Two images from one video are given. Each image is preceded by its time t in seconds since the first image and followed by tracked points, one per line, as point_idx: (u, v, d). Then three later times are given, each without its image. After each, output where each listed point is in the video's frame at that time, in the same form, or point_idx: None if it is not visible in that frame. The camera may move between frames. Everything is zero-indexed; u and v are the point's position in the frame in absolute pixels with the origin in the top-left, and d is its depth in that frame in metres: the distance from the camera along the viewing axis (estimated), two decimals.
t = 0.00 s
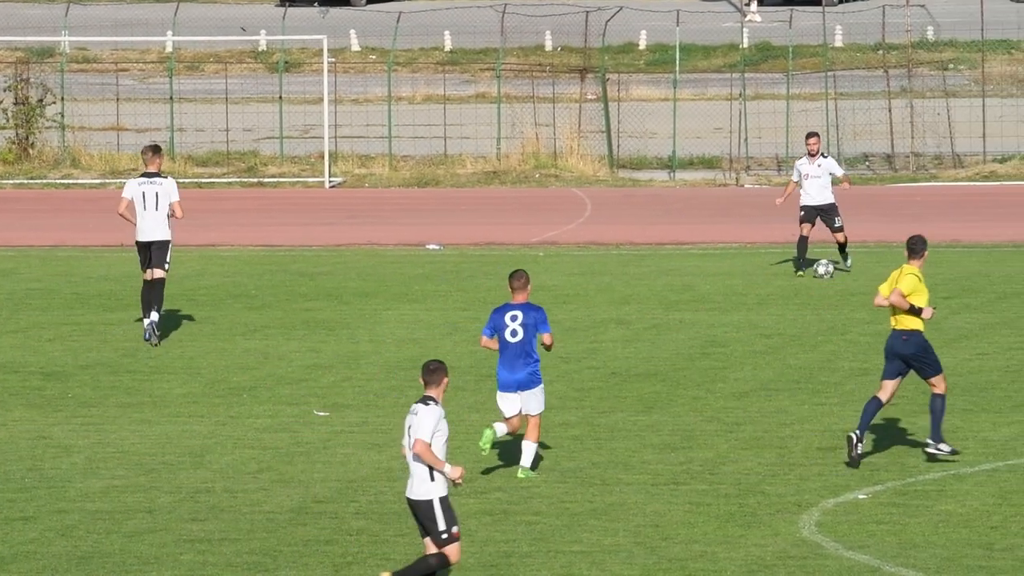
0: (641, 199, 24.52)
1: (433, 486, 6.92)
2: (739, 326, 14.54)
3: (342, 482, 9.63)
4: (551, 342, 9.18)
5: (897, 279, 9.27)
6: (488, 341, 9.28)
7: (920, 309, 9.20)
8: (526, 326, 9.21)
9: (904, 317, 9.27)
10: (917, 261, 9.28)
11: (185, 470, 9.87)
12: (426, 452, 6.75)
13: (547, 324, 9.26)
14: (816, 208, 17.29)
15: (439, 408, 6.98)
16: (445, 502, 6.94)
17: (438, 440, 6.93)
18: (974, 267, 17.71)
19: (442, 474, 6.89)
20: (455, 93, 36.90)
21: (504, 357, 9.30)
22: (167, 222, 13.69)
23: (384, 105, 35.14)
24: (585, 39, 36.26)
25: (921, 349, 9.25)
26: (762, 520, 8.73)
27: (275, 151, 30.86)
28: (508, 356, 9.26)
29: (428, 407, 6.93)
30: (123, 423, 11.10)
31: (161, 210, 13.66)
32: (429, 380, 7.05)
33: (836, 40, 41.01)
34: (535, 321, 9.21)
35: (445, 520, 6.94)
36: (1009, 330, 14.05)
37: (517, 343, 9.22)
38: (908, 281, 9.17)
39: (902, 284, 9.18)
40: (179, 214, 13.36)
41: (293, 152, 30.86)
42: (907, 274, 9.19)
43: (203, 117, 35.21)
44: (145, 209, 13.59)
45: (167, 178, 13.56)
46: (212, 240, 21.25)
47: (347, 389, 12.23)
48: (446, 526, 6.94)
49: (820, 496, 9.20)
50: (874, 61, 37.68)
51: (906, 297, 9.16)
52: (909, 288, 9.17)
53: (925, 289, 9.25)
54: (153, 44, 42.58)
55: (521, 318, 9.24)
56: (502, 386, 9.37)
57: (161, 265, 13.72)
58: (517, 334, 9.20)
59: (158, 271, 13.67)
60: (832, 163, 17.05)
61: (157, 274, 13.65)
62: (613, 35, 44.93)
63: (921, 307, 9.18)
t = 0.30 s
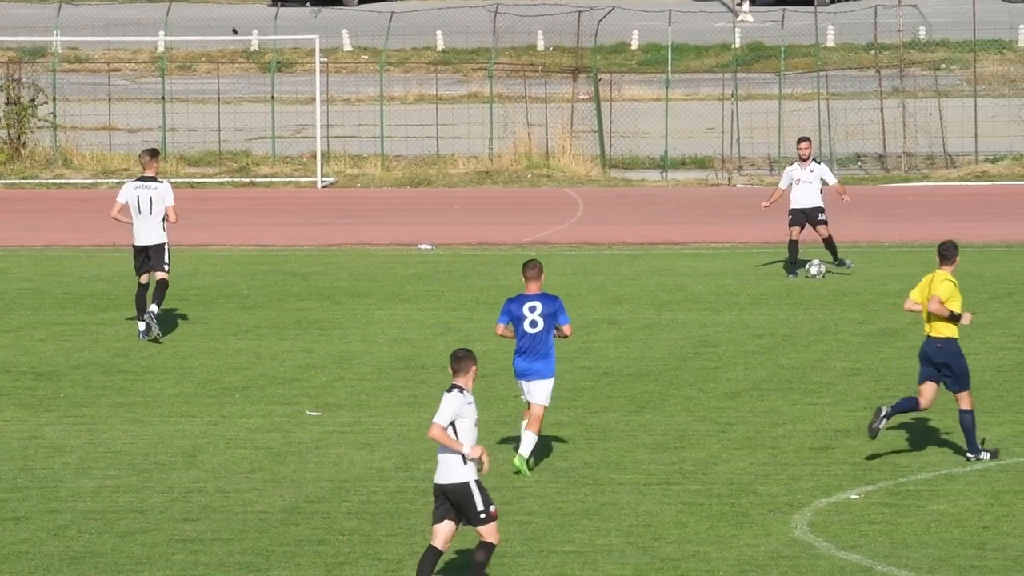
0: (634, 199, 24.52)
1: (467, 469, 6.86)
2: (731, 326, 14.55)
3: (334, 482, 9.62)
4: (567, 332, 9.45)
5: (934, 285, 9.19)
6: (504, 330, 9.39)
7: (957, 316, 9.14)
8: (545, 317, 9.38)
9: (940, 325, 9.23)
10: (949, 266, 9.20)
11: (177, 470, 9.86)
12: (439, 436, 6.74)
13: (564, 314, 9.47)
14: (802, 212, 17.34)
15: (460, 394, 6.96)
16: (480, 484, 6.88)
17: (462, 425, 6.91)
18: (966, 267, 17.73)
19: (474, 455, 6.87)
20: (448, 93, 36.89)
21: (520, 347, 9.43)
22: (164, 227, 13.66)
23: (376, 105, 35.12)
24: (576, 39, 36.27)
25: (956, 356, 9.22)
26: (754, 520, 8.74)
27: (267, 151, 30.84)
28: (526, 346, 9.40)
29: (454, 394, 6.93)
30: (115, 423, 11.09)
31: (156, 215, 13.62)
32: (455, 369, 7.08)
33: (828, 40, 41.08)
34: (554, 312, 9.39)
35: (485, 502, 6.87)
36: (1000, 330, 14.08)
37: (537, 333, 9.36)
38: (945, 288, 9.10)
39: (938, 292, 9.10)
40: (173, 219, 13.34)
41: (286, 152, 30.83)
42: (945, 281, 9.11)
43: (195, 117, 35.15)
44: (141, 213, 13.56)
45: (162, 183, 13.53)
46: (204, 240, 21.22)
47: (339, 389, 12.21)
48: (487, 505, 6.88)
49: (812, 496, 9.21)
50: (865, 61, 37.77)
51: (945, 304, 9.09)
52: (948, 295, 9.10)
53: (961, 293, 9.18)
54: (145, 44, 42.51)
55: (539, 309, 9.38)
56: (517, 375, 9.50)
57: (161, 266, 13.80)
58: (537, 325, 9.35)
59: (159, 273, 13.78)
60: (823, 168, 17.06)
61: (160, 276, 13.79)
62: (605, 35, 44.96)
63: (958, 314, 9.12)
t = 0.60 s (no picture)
0: (626, 199, 24.54)
1: (496, 466, 7.08)
2: (723, 326, 14.56)
3: (326, 482, 9.61)
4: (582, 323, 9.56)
5: (974, 292, 9.37)
6: (522, 322, 9.48)
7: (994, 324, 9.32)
8: (562, 308, 9.49)
9: (972, 329, 9.37)
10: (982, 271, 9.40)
11: (169, 470, 9.84)
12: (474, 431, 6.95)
13: (580, 306, 9.59)
14: (795, 213, 17.32)
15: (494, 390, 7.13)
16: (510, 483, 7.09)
17: (494, 422, 7.09)
18: (957, 268, 17.77)
19: (504, 453, 7.08)
20: (439, 93, 36.86)
21: (538, 337, 9.53)
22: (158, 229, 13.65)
23: (368, 105, 35.08)
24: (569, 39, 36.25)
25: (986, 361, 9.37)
26: (745, 520, 8.74)
27: (259, 151, 30.79)
28: (543, 337, 9.50)
29: (487, 392, 7.11)
30: (106, 423, 11.06)
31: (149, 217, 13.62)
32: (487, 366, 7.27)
33: (820, 40, 41.12)
34: (571, 303, 9.51)
35: (513, 500, 7.08)
36: (991, 330, 14.12)
37: (555, 323, 9.46)
38: (985, 296, 9.30)
39: (983, 299, 9.29)
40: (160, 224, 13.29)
41: (277, 152, 30.77)
42: (985, 289, 9.31)
43: (187, 117, 35.08)
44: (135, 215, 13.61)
45: (154, 185, 13.46)
46: (196, 241, 21.19)
47: (331, 389, 12.20)
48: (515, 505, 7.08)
49: (804, 496, 9.21)
50: (857, 62, 37.83)
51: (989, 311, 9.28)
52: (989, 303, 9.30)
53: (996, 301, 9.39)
54: (137, 44, 42.43)
55: (556, 300, 9.50)
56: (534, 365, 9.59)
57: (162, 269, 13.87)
58: (554, 316, 9.45)
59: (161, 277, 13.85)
60: (819, 170, 17.06)
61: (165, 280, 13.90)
62: (597, 35, 44.95)
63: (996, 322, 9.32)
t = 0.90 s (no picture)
0: (618, 199, 24.56)
1: (526, 475, 6.97)
2: (715, 326, 14.58)
3: (318, 482, 9.60)
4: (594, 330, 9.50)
5: (1003, 276, 9.41)
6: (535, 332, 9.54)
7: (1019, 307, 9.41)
8: (573, 316, 9.47)
9: (1004, 313, 9.38)
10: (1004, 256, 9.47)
11: (160, 470, 9.82)
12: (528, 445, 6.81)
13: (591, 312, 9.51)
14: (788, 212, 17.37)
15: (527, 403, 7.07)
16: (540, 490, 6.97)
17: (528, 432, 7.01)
18: (948, 267, 17.81)
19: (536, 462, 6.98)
20: (431, 94, 36.89)
21: (552, 346, 9.59)
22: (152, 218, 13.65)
23: (360, 105, 35.08)
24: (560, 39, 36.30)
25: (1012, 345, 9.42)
26: (737, 520, 8.75)
27: (250, 151, 30.78)
28: (556, 346, 9.55)
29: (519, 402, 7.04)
30: (97, 423, 11.03)
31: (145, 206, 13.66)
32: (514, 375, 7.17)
33: (811, 40, 41.24)
34: (581, 310, 9.46)
35: (540, 508, 6.94)
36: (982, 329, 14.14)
37: (567, 332, 9.48)
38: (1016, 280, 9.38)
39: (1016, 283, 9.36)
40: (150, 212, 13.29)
41: (268, 152, 30.76)
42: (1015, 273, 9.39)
43: (179, 117, 35.06)
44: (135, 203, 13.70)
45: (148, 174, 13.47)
46: (188, 241, 21.17)
47: (322, 389, 12.19)
48: (541, 512, 6.94)
49: (796, 496, 9.22)
50: (848, 62, 37.95)
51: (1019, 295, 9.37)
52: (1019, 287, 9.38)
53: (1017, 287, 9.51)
54: (128, 44, 42.39)
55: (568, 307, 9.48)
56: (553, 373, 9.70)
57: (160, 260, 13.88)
58: (566, 324, 9.46)
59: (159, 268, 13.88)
60: (816, 170, 17.13)
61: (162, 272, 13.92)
62: (588, 35, 45.02)
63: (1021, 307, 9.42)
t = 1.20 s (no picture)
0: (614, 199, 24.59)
1: (559, 465, 7.00)
2: (711, 327, 14.59)
3: (315, 482, 9.60)
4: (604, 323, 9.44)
5: None
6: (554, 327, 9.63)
7: None
8: (584, 309, 9.46)
9: None
10: None
11: (157, 470, 9.82)
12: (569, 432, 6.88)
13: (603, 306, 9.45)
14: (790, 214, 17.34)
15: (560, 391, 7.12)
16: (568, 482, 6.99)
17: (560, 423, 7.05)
18: (944, 268, 17.83)
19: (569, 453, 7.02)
20: (427, 94, 36.89)
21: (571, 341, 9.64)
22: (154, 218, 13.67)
23: (356, 106, 35.08)
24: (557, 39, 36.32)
25: None
26: (733, 520, 8.75)
27: (246, 152, 30.78)
28: (573, 341, 9.61)
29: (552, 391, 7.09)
30: (93, 424, 11.03)
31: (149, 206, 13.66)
32: (543, 362, 7.22)
33: (808, 40, 41.27)
34: (591, 303, 9.43)
35: (563, 499, 6.95)
36: (978, 330, 14.15)
37: (579, 326, 9.52)
38: None
39: None
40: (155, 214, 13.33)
41: (264, 153, 30.76)
42: None
43: (174, 117, 35.04)
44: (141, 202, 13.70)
45: (153, 175, 13.44)
46: (183, 241, 21.19)
47: (318, 389, 12.19)
48: (562, 504, 6.94)
49: (792, 496, 9.23)
50: (844, 62, 38.00)
51: None
52: None
53: None
54: (124, 45, 42.38)
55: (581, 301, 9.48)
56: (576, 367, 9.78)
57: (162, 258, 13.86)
58: (579, 318, 9.49)
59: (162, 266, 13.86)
60: (821, 170, 17.12)
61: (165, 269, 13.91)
62: (584, 35, 45.04)
63: None
